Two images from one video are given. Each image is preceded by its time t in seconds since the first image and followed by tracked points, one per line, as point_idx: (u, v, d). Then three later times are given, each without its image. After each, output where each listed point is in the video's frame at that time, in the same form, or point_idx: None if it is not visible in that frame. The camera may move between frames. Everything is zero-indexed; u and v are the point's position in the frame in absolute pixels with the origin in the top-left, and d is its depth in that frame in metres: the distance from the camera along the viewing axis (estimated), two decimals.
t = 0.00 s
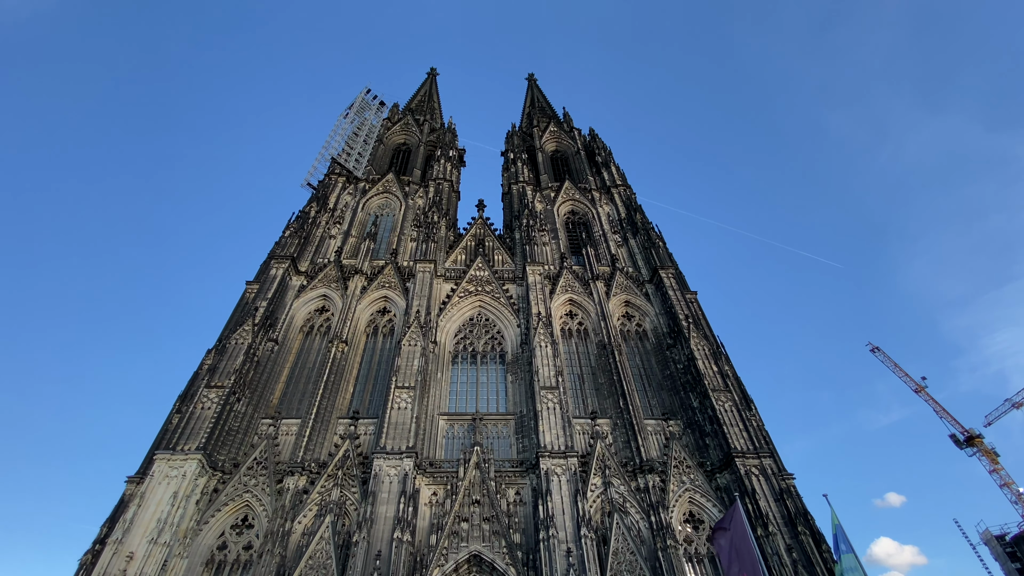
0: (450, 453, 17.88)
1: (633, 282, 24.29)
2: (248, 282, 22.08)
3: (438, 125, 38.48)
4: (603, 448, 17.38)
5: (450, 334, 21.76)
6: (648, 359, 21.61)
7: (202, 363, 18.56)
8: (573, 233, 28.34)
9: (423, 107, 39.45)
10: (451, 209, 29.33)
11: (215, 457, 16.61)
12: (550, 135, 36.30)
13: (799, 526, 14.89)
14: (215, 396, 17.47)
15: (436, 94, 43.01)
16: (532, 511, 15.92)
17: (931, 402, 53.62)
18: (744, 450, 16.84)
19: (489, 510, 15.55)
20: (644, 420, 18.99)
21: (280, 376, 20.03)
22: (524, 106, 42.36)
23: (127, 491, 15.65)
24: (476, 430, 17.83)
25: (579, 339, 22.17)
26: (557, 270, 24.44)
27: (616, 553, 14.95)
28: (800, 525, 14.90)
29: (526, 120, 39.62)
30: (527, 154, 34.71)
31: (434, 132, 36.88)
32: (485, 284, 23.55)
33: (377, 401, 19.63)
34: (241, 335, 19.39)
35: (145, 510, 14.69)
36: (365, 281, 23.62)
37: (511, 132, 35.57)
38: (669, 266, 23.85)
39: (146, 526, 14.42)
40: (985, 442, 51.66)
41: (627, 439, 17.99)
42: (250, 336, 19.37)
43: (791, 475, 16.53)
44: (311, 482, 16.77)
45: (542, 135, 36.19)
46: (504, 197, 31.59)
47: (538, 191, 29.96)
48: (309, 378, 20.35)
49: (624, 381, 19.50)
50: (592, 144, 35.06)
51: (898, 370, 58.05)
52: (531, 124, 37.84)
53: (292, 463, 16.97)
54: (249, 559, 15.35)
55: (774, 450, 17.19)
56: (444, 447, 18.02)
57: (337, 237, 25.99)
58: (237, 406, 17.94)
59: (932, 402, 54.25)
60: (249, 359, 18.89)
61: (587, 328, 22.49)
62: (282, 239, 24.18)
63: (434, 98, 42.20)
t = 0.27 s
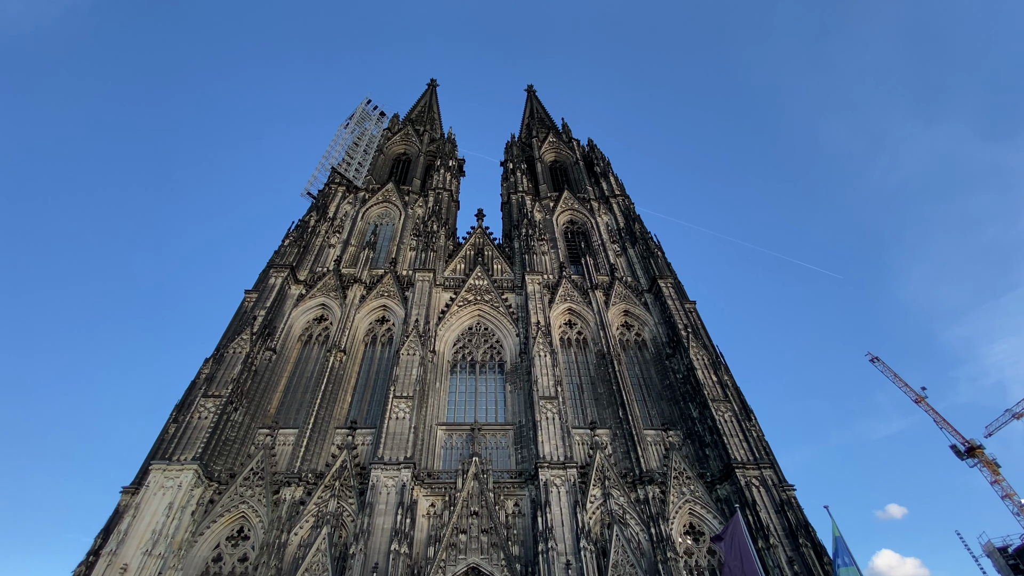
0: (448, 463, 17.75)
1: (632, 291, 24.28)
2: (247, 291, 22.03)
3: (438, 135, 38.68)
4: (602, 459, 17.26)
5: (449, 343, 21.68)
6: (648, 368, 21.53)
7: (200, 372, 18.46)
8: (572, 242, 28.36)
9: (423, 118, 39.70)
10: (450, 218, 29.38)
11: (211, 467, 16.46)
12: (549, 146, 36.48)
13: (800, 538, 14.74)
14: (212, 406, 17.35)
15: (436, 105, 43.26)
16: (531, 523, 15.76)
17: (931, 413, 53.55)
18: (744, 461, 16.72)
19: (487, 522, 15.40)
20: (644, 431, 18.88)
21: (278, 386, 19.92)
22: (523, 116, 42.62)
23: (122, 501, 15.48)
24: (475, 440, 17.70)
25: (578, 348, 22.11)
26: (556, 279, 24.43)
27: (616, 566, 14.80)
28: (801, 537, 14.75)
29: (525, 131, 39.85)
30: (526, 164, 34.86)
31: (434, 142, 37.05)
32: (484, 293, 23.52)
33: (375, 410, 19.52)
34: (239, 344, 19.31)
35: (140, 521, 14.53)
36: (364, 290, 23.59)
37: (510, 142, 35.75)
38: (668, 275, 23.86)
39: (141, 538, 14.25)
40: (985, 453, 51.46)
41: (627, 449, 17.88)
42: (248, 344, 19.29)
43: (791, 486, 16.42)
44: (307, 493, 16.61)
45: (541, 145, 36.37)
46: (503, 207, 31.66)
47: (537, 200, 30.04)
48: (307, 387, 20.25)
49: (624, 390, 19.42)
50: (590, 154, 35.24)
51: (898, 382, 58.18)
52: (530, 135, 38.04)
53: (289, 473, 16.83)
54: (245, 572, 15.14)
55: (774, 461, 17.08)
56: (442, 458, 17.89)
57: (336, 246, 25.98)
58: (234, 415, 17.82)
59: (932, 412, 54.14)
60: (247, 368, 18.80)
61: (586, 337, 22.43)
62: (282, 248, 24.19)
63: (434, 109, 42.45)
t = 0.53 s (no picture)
0: (447, 473, 17.61)
1: (632, 300, 24.25)
2: (245, 299, 21.98)
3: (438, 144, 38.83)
4: (602, 468, 17.13)
5: (448, 351, 21.61)
6: (648, 377, 21.45)
7: (198, 381, 18.36)
8: (571, 251, 28.37)
9: (423, 127, 39.87)
10: (450, 227, 29.41)
11: (208, 476, 16.31)
12: (548, 155, 36.62)
13: (801, 549, 14.59)
14: (210, 414, 17.23)
15: (436, 114, 43.48)
16: (530, 533, 15.61)
17: (931, 422, 53.44)
18: (744, 471, 16.62)
19: (486, 532, 15.24)
20: (644, 440, 18.77)
21: (276, 395, 19.81)
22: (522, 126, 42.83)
23: (117, 511, 15.31)
24: (474, 449, 17.59)
25: (577, 357, 22.04)
26: (555, 287, 24.41)
27: None
28: (803, 548, 14.61)
29: (524, 140, 40.04)
30: (525, 173, 34.97)
31: (434, 151, 37.19)
32: (483, 302, 23.48)
33: (374, 419, 19.40)
34: (237, 353, 19.23)
35: (135, 531, 14.38)
36: (363, 299, 23.54)
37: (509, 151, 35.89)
38: (667, 284, 23.85)
39: (136, 548, 14.08)
40: (986, 462, 51.22)
41: (627, 459, 17.76)
42: (246, 353, 19.21)
43: (792, 496, 16.30)
44: (305, 503, 16.45)
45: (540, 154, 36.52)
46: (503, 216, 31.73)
47: (536, 209, 30.10)
48: (305, 396, 20.14)
49: (623, 399, 19.34)
50: (589, 163, 35.38)
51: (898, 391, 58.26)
52: (529, 144, 38.21)
53: (286, 483, 16.70)
54: None
55: (775, 471, 16.97)
56: (441, 467, 17.76)
57: (336, 255, 25.97)
58: (231, 424, 17.69)
59: (932, 421, 53.96)
60: (245, 377, 18.71)
61: (586, 345, 22.37)
62: (281, 256, 24.18)
63: (434, 118, 42.67)
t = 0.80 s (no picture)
0: (446, 482, 17.50)
1: (631, 307, 24.22)
2: (245, 306, 21.95)
3: (438, 152, 38.96)
4: (602, 477, 17.02)
5: (447, 358, 21.54)
6: (647, 384, 21.38)
7: (196, 388, 18.28)
8: (570, 258, 28.38)
9: (423, 135, 40.01)
10: (449, 234, 29.43)
11: (205, 485, 16.19)
12: (547, 162, 36.73)
13: (804, 558, 14.46)
14: (208, 422, 17.13)
15: (436, 122, 43.66)
16: (530, 542, 15.49)
17: (932, 430, 53.31)
18: (745, 479, 16.52)
19: (485, 541, 15.10)
20: (644, 448, 18.68)
21: (274, 402, 19.72)
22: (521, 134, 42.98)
23: (113, 520, 15.17)
24: (473, 457, 17.49)
25: (577, 364, 21.98)
26: (554, 294, 24.39)
27: None
28: (805, 557, 14.47)
29: (524, 148, 40.13)
30: (524, 181, 35.07)
31: (433, 158, 37.31)
32: (483, 309, 23.44)
33: (372, 427, 19.30)
34: (235, 360, 19.17)
35: (131, 540, 14.23)
36: (362, 305, 23.50)
37: (509, 159, 36.02)
38: (666, 291, 23.84)
39: (132, 557, 13.94)
40: (988, 469, 50.97)
41: (627, 466, 17.66)
42: (245, 360, 19.14)
43: (793, 505, 16.20)
44: (302, 512, 16.32)
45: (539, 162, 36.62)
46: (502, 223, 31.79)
47: (536, 216, 30.15)
48: (304, 403, 20.05)
49: (623, 407, 19.27)
50: (588, 170, 35.48)
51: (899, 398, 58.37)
52: (529, 152, 38.34)
53: (284, 491, 16.58)
54: None
55: (776, 479, 16.88)
56: (440, 476, 17.65)
57: (335, 261, 25.96)
58: (229, 432, 17.59)
59: (933, 429, 53.75)
60: (243, 384, 18.63)
61: (585, 353, 22.31)
62: (280, 263, 24.18)
63: (434, 126, 42.86)
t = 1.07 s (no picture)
0: (445, 488, 17.40)
1: (631, 313, 24.20)
2: (244, 312, 21.91)
3: (438, 158, 39.08)
4: (602, 483, 16.93)
5: (446, 364, 21.47)
6: (648, 391, 21.31)
7: (194, 394, 18.20)
8: (570, 264, 28.37)
9: (423, 141, 40.13)
10: (449, 240, 29.44)
11: (203, 492, 16.09)
12: (547, 168, 36.82)
13: (806, 566, 14.35)
14: (206, 429, 17.04)
15: (435, 128, 43.81)
16: (530, 550, 15.38)
17: (933, 436, 53.17)
18: (746, 485, 16.44)
19: (485, 549, 14.99)
20: (644, 454, 18.59)
21: (273, 409, 19.64)
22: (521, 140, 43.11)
23: (110, 528, 15.06)
24: (473, 464, 17.40)
25: (577, 370, 21.91)
26: (554, 300, 24.36)
27: None
28: (807, 565, 14.37)
29: (524, 154, 40.22)
30: (523, 187, 35.12)
31: (433, 165, 37.39)
32: (482, 315, 23.41)
33: (372, 433, 19.22)
34: (234, 366, 19.10)
35: (129, 548, 14.13)
36: (362, 311, 23.46)
37: (508, 165, 36.11)
38: (666, 297, 23.83)
39: (129, 566, 13.82)
40: (989, 475, 50.77)
41: (627, 473, 17.57)
42: (244, 366, 19.08)
43: (794, 511, 16.12)
44: (301, 519, 16.21)
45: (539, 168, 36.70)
46: (501, 229, 31.79)
47: (535, 222, 30.17)
48: (303, 409, 19.97)
49: (623, 413, 19.19)
50: (587, 176, 35.57)
51: (898, 404, 58.23)
52: (528, 158, 38.44)
53: (283, 499, 16.48)
54: None
55: (776, 485, 16.80)
56: (439, 483, 17.55)
57: (335, 267, 25.94)
58: (228, 438, 17.50)
59: (934, 434, 53.57)
60: (242, 391, 18.56)
61: (585, 358, 22.25)
62: (280, 269, 24.16)
63: (434, 133, 42.98)
